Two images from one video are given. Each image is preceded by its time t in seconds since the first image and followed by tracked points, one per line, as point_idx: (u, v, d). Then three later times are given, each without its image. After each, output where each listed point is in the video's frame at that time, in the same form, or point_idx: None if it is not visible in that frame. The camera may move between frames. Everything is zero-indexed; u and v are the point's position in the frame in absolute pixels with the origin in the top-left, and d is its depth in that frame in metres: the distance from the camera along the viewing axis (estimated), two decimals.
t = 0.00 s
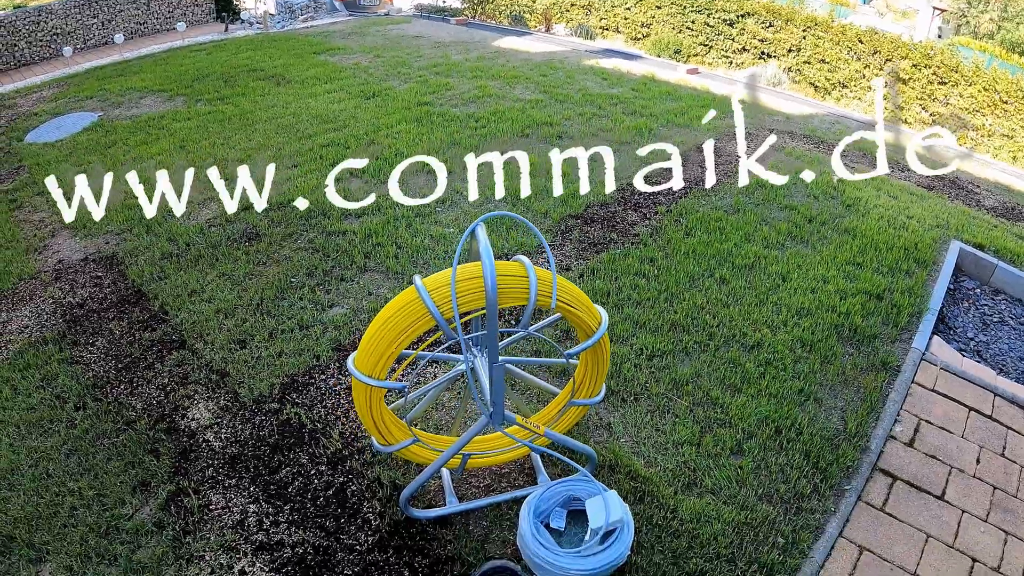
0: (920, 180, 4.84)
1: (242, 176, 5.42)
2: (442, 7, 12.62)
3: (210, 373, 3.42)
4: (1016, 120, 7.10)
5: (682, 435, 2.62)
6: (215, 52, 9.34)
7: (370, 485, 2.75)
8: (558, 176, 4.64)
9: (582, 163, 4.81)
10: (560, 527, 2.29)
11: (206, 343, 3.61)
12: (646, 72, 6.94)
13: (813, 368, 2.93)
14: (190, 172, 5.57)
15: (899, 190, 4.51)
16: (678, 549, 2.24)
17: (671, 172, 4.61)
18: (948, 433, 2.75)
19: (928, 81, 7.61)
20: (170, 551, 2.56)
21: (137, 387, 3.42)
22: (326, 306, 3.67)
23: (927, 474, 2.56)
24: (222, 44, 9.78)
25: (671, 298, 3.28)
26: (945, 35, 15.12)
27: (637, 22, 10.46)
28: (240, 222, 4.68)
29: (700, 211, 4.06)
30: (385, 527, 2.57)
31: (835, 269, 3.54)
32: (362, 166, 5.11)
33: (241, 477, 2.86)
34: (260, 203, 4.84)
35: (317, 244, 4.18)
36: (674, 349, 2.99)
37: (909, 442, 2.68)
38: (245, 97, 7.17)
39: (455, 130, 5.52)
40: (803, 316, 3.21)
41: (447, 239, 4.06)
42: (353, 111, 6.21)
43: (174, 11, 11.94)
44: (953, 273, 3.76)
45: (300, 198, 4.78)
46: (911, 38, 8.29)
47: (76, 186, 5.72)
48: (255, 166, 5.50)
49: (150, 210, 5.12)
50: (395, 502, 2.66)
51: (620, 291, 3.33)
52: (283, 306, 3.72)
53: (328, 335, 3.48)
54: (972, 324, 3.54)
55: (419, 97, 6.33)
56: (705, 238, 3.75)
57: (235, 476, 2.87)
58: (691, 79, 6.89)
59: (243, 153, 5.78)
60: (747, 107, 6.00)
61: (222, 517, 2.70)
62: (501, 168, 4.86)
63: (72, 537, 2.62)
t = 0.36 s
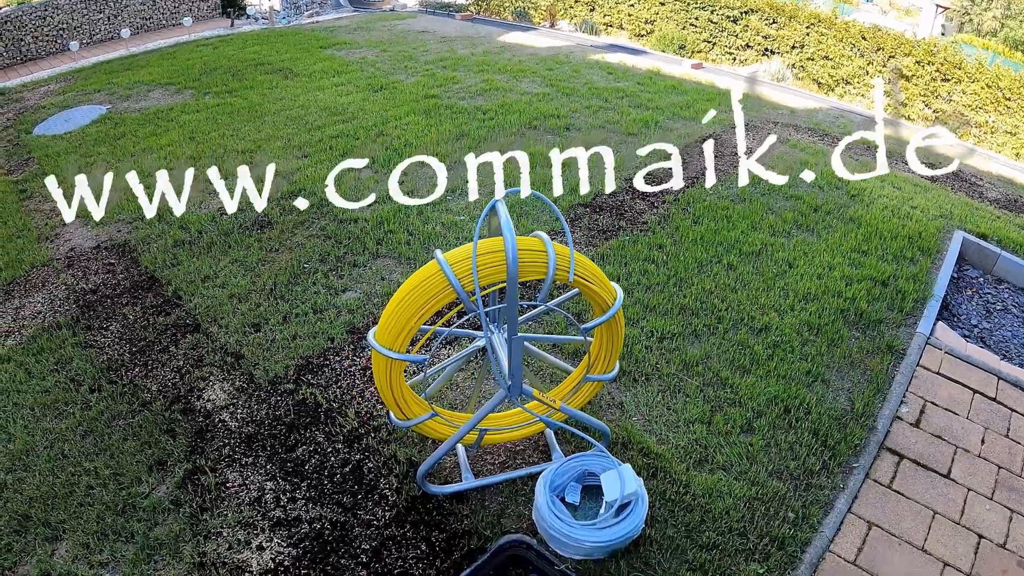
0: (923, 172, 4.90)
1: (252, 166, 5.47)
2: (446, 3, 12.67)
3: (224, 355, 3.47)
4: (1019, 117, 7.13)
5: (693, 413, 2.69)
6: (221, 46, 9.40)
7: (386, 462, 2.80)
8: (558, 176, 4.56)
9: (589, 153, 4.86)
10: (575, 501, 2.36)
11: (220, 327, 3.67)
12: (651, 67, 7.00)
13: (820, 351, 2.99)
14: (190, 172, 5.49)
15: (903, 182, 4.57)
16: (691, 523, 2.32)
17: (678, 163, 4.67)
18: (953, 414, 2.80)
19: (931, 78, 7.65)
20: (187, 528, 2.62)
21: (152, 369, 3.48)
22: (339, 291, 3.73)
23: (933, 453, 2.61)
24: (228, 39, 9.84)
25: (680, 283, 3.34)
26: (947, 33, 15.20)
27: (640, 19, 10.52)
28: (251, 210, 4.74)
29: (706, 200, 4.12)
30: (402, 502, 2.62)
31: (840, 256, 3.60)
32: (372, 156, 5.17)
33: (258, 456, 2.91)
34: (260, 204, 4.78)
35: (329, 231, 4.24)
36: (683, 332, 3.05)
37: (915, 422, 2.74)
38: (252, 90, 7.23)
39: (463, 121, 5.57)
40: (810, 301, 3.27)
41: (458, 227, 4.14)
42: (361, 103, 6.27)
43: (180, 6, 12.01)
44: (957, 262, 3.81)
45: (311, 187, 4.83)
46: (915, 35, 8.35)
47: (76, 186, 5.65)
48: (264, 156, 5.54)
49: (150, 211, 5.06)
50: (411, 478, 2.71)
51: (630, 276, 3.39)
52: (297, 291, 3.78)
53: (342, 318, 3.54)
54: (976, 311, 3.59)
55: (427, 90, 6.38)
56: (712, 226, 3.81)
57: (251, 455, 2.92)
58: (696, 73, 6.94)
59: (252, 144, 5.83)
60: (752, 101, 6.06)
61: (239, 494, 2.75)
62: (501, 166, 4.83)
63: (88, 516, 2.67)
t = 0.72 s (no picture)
0: (928, 163, 4.95)
1: (263, 154, 5.52)
2: None
3: (241, 336, 3.51)
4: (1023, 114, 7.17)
5: (705, 389, 2.75)
6: (229, 40, 9.44)
7: (405, 437, 2.86)
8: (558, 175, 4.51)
9: (598, 142, 4.92)
10: (592, 473, 2.42)
11: (236, 308, 3.72)
12: (657, 60, 7.06)
13: (829, 331, 3.05)
14: (189, 174, 5.34)
15: (909, 172, 4.63)
16: (706, 494, 2.39)
17: (686, 152, 4.73)
18: (960, 393, 2.86)
19: (936, 73, 7.70)
20: (206, 502, 2.65)
21: (168, 350, 3.52)
22: (354, 273, 3.81)
23: (941, 430, 2.67)
24: (235, 32, 9.89)
25: (691, 265, 3.41)
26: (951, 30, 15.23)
27: (645, 15, 10.55)
28: (264, 196, 4.79)
29: (715, 187, 4.18)
30: (420, 475, 2.67)
31: (847, 241, 3.66)
32: (383, 144, 5.22)
33: (275, 432, 2.96)
34: (260, 203, 4.68)
35: (343, 216, 4.31)
36: (695, 312, 3.12)
37: (923, 401, 2.79)
38: (261, 81, 7.28)
39: (472, 111, 5.63)
40: (818, 284, 3.33)
41: (471, 213, 4.21)
42: (371, 94, 6.32)
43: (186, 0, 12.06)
44: (963, 249, 3.87)
45: (323, 174, 4.89)
46: (919, 30, 8.38)
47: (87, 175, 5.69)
48: (275, 145, 5.60)
49: (150, 211, 4.96)
50: (430, 452, 2.76)
51: (641, 259, 3.45)
52: (312, 274, 3.84)
53: (357, 299, 3.61)
54: (982, 297, 3.64)
55: (435, 82, 6.44)
56: (721, 212, 3.87)
57: (269, 431, 2.97)
58: (702, 66, 7.00)
59: (262, 133, 5.88)
60: (758, 93, 6.12)
61: (258, 469, 2.79)
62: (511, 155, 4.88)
63: (106, 492, 2.70)
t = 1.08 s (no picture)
0: (933, 154, 5.00)
1: (273, 143, 5.57)
2: None
3: (255, 317, 3.55)
4: None
5: (717, 368, 2.80)
6: (236, 32, 9.48)
7: (420, 415, 2.90)
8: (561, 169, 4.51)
9: (607, 131, 4.96)
10: (608, 448, 2.46)
11: (249, 291, 3.75)
12: (663, 53, 7.10)
13: (838, 314, 3.10)
14: (195, 166, 5.33)
15: (915, 162, 4.68)
16: (720, 469, 2.43)
17: (694, 141, 4.78)
18: (968, 375, 2.90)
19: (940, 70, 7.79)
20: (222, 479, 2.68)
21: (182, 331, 3.56)
22: (367, 256, 3.89)
23: (950, 411, 2.71)
24: (241, 25, 9.92)
25: (700, 251, 3.47)
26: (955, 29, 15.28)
27: (650, 10, 10.58)
28: (275, 183, 4.84)
29: (723, 175, 4.23)
30: (437, 452, 2.71)
31: (855, 228, 3.71)
32: (393, 133, 5.27)
33: (291, 410, 2.99)
34: (270, 191, 4.71)
35: (355, 203, 4.36)
36: (704, 295, 3.18)
37: (931, 382, 2.84)
38: (269, 73, 7.32)
39: (481, 101, 5.67)
40: (827, 269, 3.38)
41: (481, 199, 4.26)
42: (379, 85, 6.36)
43: None
44: (968, 237, 3.92)
45: (334, 162, 4.93)
46: (922, 27, 8.43)
47: (97, 163, 5.73)
48: (285, 135, 5.64)
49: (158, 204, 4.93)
50: (446, 429, 2.81)
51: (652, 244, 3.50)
52: (325, 258, 3.89)
53: (370, 283, 3.68)
54: (988, 284, 3.69)
55: (444, 73, 6.48)
56: (729, 199, 3.92)
57: (285, 409, 3.00)
58: (708, 60, 7.04)
59: (272, 122, 5.92)
60: (764, 86, 6.16)
61: (274, 446, 2.83)
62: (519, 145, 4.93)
63: (121, 470, 2.73)
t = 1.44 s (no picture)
0: (937, 147, 5.02)
1: (280, 132, 5.60)
2: None
3: (263, 302, 3.58)
4: None
5: (724, 353, 2.83)
6: (242, 26, 9.49)
7: (430, 396, 2.93)
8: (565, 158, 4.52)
9: (613, 122, 4.98)
10: (617, 429, 2.49)
11: (257, 277, 3.78)
12: (668, 47, 7.13)
13: (844, 301, 3.12)
14: (203, 154, 5.37)
15: (919, 155, 4.70)
16: (728, 451, 2.46)
17: (700, 132, 4.81)
18: (972, 362, 2.93)
19: (944, 66, 7.86)
20: (231, 460, 2.71)
21: (191, 316, 3.58)
22: (375, 243, 3.93)
23: (955, 397, 2.74)
24: (247, 19, 9.94)
25: (706, 239, 3.51)
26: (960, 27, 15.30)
27: (655, 6, 10.57)
28: (283, 172, 4.87)
29: (729, 165, 4.26)
30: (446, 432, 2.74)
31: (860, 218, 3.73)
32: (400, 123, 5.29)
33: (300, 392, 3.02)
34: (278, 179, 4.75)
35: (363, 191, 4.39)
36: (710, 281, 3.22)
37: (936, 368, 2.86)
38: (276, 64, 7.35)
39: (488, 93, 5.70)
40: (832, 256, 3.41)
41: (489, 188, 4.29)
42: (386, 76, 6.39)
43: None
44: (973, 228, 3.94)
45: (342, 151, 4.96)
46: (926, 24, 8.45)
47: (104, 152, 5.76)
48: (292, 125, 5.66)
49: (167, 189, 4.99)
50: (455, 410, 2.84)
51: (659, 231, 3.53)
52: (334, 245, 3.92)
53: (379, 268, 3.71)
54: (992, 275, 3.71)
55: (450, 66, 6.50)
56: (735, 189, 3.95)
57: (294, 391, 3.02)
58: (713, 54, 7.06)
59: (279, 112, 5.96)
60: (769, 80, 6.18)
61: (284, 427, 2.85)
62: (525, 134, 4.95)
63: (130, 451, 2.76)
